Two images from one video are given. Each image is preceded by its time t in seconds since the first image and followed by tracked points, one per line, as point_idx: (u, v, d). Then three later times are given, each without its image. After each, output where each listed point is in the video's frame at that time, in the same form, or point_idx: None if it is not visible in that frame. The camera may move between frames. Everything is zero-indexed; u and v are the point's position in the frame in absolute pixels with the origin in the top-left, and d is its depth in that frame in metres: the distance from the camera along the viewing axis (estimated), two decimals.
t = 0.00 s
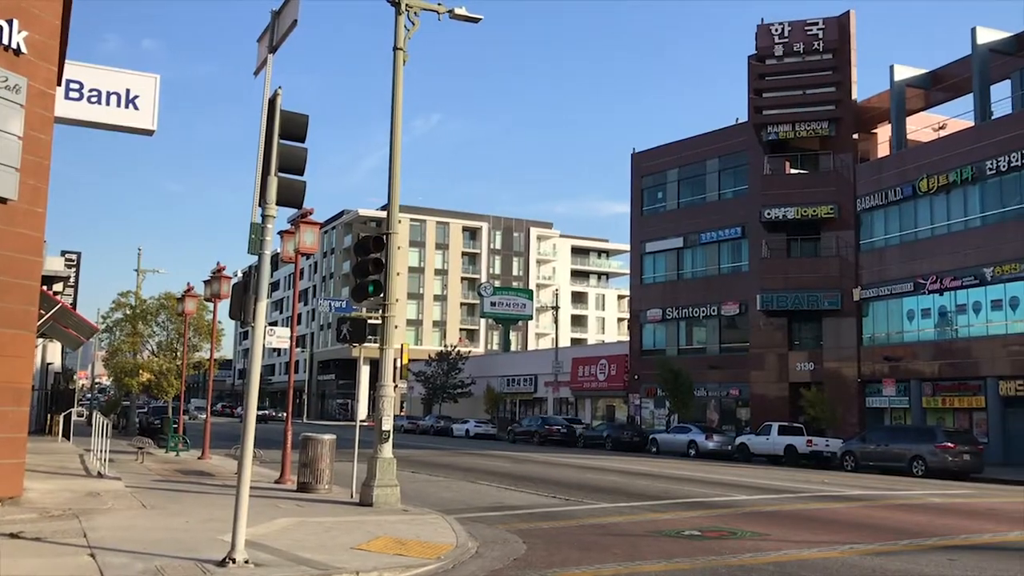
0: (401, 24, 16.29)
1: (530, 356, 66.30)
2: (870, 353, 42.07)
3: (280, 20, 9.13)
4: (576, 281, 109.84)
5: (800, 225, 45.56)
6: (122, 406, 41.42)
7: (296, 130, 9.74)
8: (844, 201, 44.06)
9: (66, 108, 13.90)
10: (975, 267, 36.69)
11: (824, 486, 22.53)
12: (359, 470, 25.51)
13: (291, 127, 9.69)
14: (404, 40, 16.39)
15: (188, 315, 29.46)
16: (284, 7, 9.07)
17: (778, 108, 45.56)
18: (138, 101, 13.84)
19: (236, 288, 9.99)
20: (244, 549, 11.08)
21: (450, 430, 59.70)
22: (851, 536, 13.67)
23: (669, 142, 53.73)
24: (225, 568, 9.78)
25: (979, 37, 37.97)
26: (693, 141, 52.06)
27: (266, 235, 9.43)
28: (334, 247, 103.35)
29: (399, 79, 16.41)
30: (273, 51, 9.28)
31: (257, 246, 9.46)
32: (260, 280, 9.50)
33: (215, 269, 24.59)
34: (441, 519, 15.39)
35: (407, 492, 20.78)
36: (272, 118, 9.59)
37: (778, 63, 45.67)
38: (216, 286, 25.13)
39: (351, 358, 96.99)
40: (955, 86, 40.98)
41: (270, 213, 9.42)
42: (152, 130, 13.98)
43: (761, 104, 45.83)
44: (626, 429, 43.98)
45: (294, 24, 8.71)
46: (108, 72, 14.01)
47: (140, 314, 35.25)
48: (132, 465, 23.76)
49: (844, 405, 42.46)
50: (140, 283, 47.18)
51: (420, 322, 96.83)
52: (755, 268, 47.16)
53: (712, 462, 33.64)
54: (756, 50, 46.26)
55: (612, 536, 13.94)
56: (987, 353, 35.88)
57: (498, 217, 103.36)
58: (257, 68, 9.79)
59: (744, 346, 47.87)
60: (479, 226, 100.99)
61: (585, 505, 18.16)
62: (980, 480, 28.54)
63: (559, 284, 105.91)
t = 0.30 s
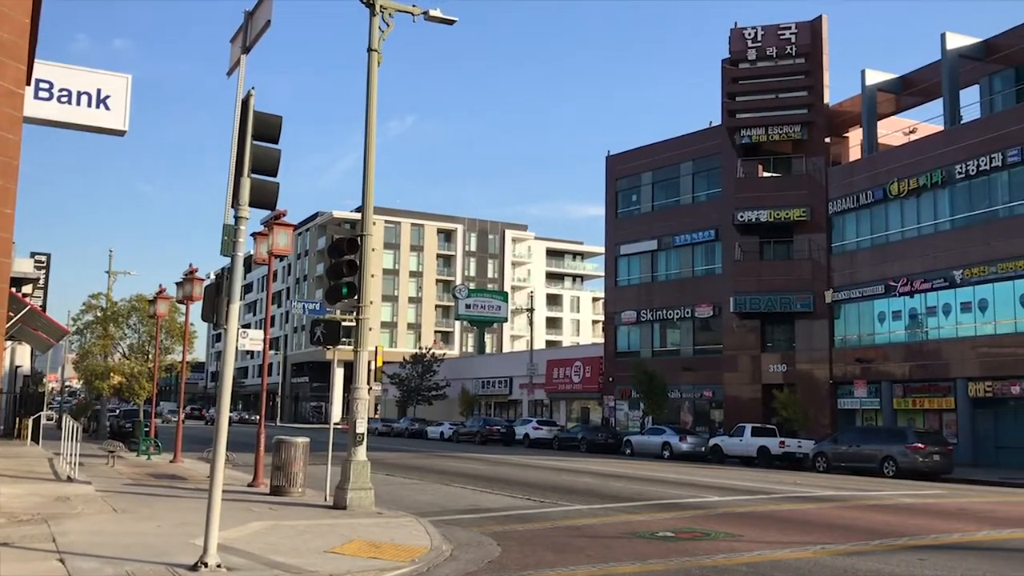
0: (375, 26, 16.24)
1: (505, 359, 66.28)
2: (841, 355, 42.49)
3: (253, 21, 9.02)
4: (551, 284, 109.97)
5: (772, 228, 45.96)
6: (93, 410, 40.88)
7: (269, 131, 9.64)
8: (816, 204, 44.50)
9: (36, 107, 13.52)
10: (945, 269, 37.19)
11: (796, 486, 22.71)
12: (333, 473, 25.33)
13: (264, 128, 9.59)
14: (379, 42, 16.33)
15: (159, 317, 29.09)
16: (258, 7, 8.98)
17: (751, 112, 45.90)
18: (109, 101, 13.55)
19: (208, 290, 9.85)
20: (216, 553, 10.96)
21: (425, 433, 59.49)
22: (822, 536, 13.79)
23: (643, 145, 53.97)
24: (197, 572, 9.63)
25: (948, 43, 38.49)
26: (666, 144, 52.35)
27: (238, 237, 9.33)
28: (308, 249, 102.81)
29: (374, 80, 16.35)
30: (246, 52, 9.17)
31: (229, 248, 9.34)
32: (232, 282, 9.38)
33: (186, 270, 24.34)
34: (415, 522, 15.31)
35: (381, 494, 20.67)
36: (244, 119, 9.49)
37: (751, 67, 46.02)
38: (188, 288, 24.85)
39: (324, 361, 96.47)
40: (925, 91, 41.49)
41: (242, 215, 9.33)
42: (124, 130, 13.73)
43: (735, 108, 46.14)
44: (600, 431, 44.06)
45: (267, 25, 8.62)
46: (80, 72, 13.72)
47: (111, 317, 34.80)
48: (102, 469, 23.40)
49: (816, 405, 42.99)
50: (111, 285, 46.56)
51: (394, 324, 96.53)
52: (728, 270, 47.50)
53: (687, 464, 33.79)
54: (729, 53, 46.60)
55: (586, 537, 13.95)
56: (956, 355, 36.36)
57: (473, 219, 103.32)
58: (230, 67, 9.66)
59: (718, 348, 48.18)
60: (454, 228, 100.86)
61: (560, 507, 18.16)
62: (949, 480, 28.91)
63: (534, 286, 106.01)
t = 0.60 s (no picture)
0: (350, 27, 16.18)
1: (480, 361, 66.24)
2: (813, 356, 42.84)
3: (226, 22, 8.95)
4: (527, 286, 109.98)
5: (746, 230, 46.31)
6: (64, 414, 40.34)
7: (243, 132, 9.56)
8: (789, 206, 44.88)
9: None
10: (915, 272, 37.63)
11: (769, 487, 22.85)
12: (307, 477, 25.16)
13: (237, 130, 9.52)
14: (353, 43, 16.27)
15: (131, 320, 28.78)
16: (231, 7, 8.89)
17: (725, 115, 46.22)
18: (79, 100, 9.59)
19: (181, 292, 9.77)
20: (188, 558, 10.85)
21: (401, 436, 59.30)
22: (795, 537, 13.88)
23: (617, 148, 54.16)
24: None
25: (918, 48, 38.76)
26: (641, 147, 52.57)
27: (211, 238, 9.24)
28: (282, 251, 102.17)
29: (348, 82, 16.29)
30: (218, 52, 9.07)
31: (202, 250, 9.23)
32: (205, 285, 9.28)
33: (159, 272, 24.09)
34: (390, 524, 15.24)
35: (356, 497, 20.55)
36: (218, 120, 9.41)
37: (725, 71, 46.31)
38: (161, 291, 24.61)
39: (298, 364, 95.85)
40: (896, 95, 42.01)
41: (215, 217, 9.25)
42: (96, 134, 9.67)
43: (709, 111, 46.44)
44: (575, 432, 44.11)
45: (240, 26, 8.57)
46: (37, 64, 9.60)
47: (82, 320, 34.45)
48: (73, 472, 23.09)
49: (789, 408, 43.29)
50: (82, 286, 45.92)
51: (369, 326, 96.18)
52: (702, 272, 47.81)
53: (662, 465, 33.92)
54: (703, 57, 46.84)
55: (560, 539, 13.96)
56: (927, 356, 36.79)
57: (449, 221, 103.09)
58: (203, 69, 9.55)
59: (692, 349, 48.44)
60: (430, 230, 100.64)
61: (534, 509, 18.16)
62: (920, 481, 29.24)
63: (510, 288, 106.00)
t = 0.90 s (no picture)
0: (327, 28, 16.09)
1: (458, 364, 66.15)
2: (789, 358, 43.11)
3: (202, 22, 8.85)
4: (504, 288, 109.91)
5: (722, 233, 46.56)
6: (36, 417, 39.89)
7: (219, 133, 9.47)
8: (764, 210, 45.17)
9: None
10: (890, 275, 37.98)
11: (745, 489, 22.97)
12: (283, 480, 24.99)
13: (213, 131, 9.43)
14: (330, 44, 16.18)
15: (105, 322, 28.50)
16: (207, 7, 8.79)
17: (702, 118, 46.41)
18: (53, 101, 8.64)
19: (156, 294, 9.66)
20: (162, 563, 10.72)
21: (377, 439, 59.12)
22: (771, 538, 13.97)
23: (595, 151, 54.27)
24: None
25: (893, 53, 39.04)
26: (618, 150, 52.71)
27: (186, 240, 9.13)
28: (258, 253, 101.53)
29: (325, 84, 16.20)
30: (194, 53, 8.98)
31: (177, 252, 9.13)
32: (180, 287, 9.16)
33: (132, 274, 23.88)
34: (366, 528, 15.16)
35: (332, 501, 20.45)
36: (193, 121, 9.33)
37: (702, 75, 46.59)
38: (135, 293, 24.38)
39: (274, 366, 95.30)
40: (871, 99, 42.38)
41: (190, 219, 9.15)
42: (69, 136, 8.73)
43: (685, 115, 46.61)
44: (553, 435, 44.12)
45: (216, 26, 8.48)
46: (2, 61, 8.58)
47: (55, 322, 34.13)
48: (43, 477, 22.78)
49: (764, 411, 43.57)
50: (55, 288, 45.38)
51: (346, 329, 95.83)
52: (679, 275, 48.02)
53: (639, 467, 34.03)
54: (681, 61, 47.08)
55: (538, 541, 13.96)
56: (901, 359, 37.14)
57: (426, 223, 102.86)
58: (178, 69, 9.41)
59: (668, 351, 48.62)
60: (407, 233, 100.37)
61: (512, 511, 18.15)
62: (894, 483, 29.53)
63: (487, 291, 105.94)
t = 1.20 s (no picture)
0: (307, 30, 16.02)
1: (437, 366, 66.03)
2: (766, 361, 43.37)
3: (180, 22, 8.79)
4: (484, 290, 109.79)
5: (701, 237, 46.81)
6: (9, 419, 39.45)
7: (196, 134, 9.41)
8: (742, 213, 45.45)
9: None
10: (866, 278, 38.32)
11: (723, 491, 23.08)
12: (260, 483, 24.81)
13: (191, 132, 9.36)
14: (310, 46, 16.12)
15: (80, 323, 28.19)
16: (185, 7, 8.73)
17: (681, 122, 46.65)
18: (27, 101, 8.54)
19: (132, 295, 9.58)
20: (137, 567, 10.63)
21: (356, 441, 58.95)
22: (748, 540, 14.04)
23: (574, 154, 54.39)
24: None
25: (870, 59, 39.40)
26: (598, 153, 52.85)
27: (163, 242, 9.05)
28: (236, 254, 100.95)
29: (305, 85, 16.13)
30: (171, 53, 8.92)
31: (153, 253, 9.05)
32: (157, 288, 9.06)
33: (109, 275, 23.66)
34: (344, 531, 15.09)
35: (310, 504, 20.33)
36: (171, 121, 9.26)
37: (681, 79, 46.78)
38: (111, 294, 24.15)
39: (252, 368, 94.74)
40: (848, 104, 42.71)
41: (167, 220, 9.08)
42: (45, 134, 8.63)
43: (665, 118, 46.81)
44: (532, 437, 44.14)
45: (194, 26, 8.43)
46: None
47: (29, 323, 33.79)
48: (16, 480, 22.51)
49: (742, 414, 43.81)
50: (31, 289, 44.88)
51: (324, 331, 95.47)
52: (658, 278, 48.21)
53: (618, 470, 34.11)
54: (660, 65, 47.25)
55: (516, 544, 13.96)
56: (877, 362, 37.45)
57: (406, 225, 102.65)
58: (156, 70, 9.33)
59: (647, 354, 48.78)
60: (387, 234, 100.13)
61: (490, 514, 18.12)
62: (870, 485, 29.75)
63: (467, 293, 105.84)
